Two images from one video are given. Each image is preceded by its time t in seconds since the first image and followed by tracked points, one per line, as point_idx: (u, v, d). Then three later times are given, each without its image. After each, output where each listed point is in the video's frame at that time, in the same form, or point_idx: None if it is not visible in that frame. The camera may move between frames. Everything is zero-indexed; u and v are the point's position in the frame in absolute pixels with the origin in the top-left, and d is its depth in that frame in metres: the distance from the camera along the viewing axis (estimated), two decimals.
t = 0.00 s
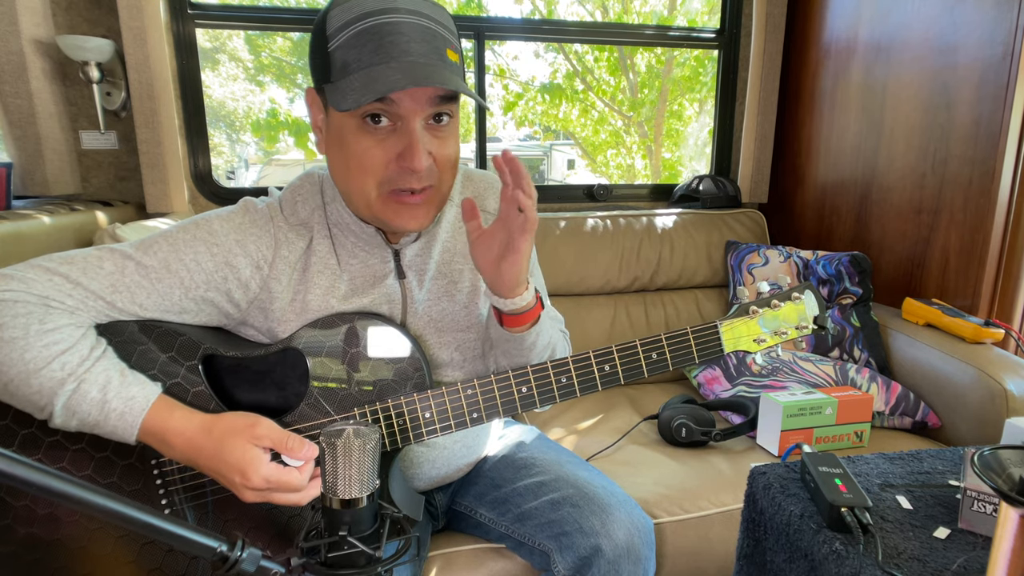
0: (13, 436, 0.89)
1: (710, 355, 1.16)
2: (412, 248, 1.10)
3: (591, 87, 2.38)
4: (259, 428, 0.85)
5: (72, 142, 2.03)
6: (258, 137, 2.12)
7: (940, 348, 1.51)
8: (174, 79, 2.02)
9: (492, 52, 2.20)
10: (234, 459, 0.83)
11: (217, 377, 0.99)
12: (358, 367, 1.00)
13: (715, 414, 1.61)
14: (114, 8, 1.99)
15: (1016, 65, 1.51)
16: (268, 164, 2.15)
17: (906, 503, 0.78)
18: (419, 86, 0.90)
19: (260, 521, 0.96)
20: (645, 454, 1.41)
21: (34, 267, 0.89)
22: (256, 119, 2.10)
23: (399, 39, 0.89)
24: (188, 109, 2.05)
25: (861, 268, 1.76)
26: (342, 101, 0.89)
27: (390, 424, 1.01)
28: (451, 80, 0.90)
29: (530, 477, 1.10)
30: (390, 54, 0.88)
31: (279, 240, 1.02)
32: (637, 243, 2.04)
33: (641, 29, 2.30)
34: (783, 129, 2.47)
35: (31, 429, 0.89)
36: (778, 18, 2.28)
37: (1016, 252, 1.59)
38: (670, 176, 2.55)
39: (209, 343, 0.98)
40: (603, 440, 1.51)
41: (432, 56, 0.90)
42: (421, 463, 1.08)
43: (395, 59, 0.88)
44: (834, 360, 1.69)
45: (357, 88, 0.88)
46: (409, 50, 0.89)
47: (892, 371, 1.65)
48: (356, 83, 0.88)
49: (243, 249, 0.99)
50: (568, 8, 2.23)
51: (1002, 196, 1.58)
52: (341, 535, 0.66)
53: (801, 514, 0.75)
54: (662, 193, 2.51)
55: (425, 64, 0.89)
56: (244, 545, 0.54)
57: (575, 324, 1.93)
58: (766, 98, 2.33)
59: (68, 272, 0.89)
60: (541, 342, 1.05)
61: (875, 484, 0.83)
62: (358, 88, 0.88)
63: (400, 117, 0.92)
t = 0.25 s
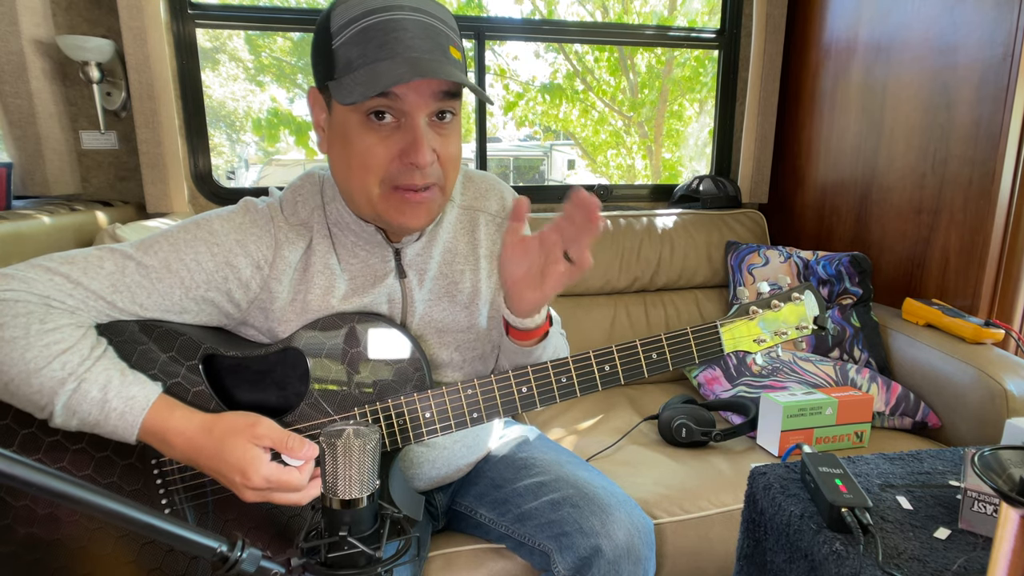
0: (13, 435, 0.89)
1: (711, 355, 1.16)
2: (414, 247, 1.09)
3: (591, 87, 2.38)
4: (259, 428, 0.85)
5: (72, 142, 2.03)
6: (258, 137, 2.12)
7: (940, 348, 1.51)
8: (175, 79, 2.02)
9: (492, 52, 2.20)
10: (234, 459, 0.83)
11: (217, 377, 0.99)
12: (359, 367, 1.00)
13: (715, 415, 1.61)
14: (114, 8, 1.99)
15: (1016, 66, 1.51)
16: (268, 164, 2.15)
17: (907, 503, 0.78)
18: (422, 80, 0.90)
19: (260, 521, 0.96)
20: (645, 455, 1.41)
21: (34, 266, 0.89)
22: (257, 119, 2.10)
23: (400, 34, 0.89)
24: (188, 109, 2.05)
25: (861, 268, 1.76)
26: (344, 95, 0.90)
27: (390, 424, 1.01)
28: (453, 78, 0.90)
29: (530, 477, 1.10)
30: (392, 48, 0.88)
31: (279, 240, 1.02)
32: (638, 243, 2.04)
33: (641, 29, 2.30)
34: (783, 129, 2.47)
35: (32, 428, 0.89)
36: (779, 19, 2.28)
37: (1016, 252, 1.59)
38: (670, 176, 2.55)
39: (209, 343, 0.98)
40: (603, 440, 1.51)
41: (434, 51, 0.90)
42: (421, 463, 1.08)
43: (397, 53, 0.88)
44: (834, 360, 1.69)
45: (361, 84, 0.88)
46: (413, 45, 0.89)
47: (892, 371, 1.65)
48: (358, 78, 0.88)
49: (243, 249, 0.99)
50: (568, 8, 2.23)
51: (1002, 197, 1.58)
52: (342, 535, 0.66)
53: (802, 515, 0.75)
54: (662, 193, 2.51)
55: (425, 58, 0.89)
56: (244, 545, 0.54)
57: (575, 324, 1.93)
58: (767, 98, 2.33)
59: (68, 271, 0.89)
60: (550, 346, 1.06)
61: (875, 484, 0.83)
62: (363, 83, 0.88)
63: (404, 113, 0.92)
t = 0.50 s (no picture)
0: (13, 436, 0.89)
1: (710, 355, 1.16)
2: (414, 248, 1.09)
3: (591, 87, 2.38)
4: (259, 428, 0.85)
5: (72, 142, 2.03)
6: (258, 137, 2.12)
7: (940, 348, 1.51)
8: (174, 79, 2.02)
9: (492, 52, 2.20)
10: (234, 459, 0.83)
11: (217, 377, 0.99)
12: (358, 367, 1.00)
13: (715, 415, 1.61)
14: (114, 8, 1.99)
15: (1016, 66, 1.51)
16: (268, 164, 2.15)
17: (906, 503, 0.78)
18: (428, 81, 0.90)
19: (260, 521, 0.96)
20: (644, 455, 1.41)
21: (34, 267, 0.89)
22: (256, 119, 2.10)
23: (406, 36, 0.90)
24: (188, 109, 2.05)
25: (861, 268, 1.76)
26: (348, 94, 0.89)
27: (389, 424, 1.01)
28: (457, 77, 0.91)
29: (530, 477, 1.10)
30: (399, 50, 0.88)
31: (277, 240, 1.02)
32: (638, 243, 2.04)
33: (641, 29, 2.30)
34: (783, 129, 2.47)
35: (31, 429, 0.89)
36: (779, 18, 2.28)
37: (1016, 252, 1.59)
38: (670, 176, 2.55)
39: (209, 343, 0.98)
40: (602, 440, 1.51)
41: (438, 51, 0.91)
42: (421, 463, 1.08)
43: (403, 55, 0.88)
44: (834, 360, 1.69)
45: (367, 84, 0.88)
46: (416, 46, 0.89)
47: (892, 371, 1.65)
48: (364, 79, 0.89)
49: (242, 249, 0.99)
50: (568, 8, 2.23)
51: (1003, 197, 1.58)
52: (342, 535, 0.66)
53: (801, 515, 0.75)
54: (662, 193, 2.51)
55: (427, 58, 0.89)
56: (244, 545, 0.54)
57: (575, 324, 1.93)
58: (766, 98, 2.33)
59: (68, 272, 0.89)
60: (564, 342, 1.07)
61: (875, 484, 0.83)
62: (368, 84, 0.88)
63: (409, 113, 0.92)
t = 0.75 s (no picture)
0: (12, 436, 0.89)
1: (710, 354, 1.16)
2: (415, 247, 1.10)
3: (591, 87, 2.38)
4: (260, 427, 0.85)
5: (72, 142, 2.03)
6: (257, 137, 2.12)
7: (940, 348, 1.51)
8: (174, 79, 2.02)
9: (492, 52, 2.20)
10: (234, 459, 0.83)
11: (217, 377, 0.99)
12: (359, 367, 1.00)
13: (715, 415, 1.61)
14: (114, 8, 1.99)
15: (1016, 66, 1.51)
16: (268, 164, 2.15)
17: (907, 503, 0.78)
18: (439, 88, 0.91)
19: (260, 521, 0.96)
20: (644, 454, 1.41)
21: (34, 267, 0.89)
22: (256, 119, 2.10)
23: (418, 41, 0.90)
24: (188, 109, 2.05)
25: (861, 268, 1.76)
26: (360, 96, 0.90)
27: (389, 424, 1.01)
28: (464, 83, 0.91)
29: (530, 477, 1.11)
30: (411, 55, 0.89)
31: (277, 240, 1.02)
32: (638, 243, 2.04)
33: (641, 29, 2.30)
34: (783, 128, 2.47)
35: (31, 429, 0.89)
36: (778, 18, 2.28)
37: (1016, 252, 1.59)
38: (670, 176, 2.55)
39: (209, 343, 0.98)
40: (602, 440, 1.51)
41: (448, 57, 0.92)
42: (421, 463, 1.08)
43: (415, 61, 0.89)
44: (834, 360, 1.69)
45: (382, 86, 0.88)
46: (424, 52, 0.90)
47: (892, 371, 1.65)
48: (375, 82, 0.89)
49: (242, 249, 0.99)
50: (568, 8, 2.23)
51: (1002, 196, 1.58)
52: (342, 535, 0.66)
53: (801, 515, 0.75)
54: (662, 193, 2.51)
55: (433, 64, 0.90)
56: (244, 545, 0.54)
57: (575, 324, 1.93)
58: (766, 98, 2.33)
59: (67, 272, 0.89)
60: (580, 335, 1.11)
61: (875, 484, 0.83)
62: (381, 86, 0.88)
63: (417, 116, 0.92)
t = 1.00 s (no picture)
0: (15, 433, 0.89)
1: (712, 357, 1.16)
2: (421, 250, 1.09)
3: (591, 87, 2.38)
4: (265, 425, 0.86)
5: (72, 142, 2.03)
6: (258, 137, 2.12)
7: (941, 348, 1.51)
8: (174, 79, 2.02)
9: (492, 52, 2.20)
10: (237, 457, 0.83)
11: (219, 376, 0.99)
12: (362, 367, 1.01)
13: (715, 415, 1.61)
14: (114, 8, 1.99)
15: (1016, 67, 1.51)
16: (267, 164, 2.15)
17: (907, 503, 0.78)
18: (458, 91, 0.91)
19: (260, 520, 0.96)
20: (644, 454, 1.41)
21: (38, 263, 0.88)
22: (256, 119, 2.10)
23: (435, 46, 0.90)
24: (188, 109, 2.05)
25: (861, 268, 1.76)
26: (377, 97, 0.89)
27: (391, 425, 1.01)
28: (481, 87, 0.91)
29: (530, 477, 1.11)
30: (428, 58, 0.89)
31: (281, 239, 1.02)
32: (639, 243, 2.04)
33: (641, 29, 2.30)
34: (783, 129, 2.47)
35: (34, 426, 0.89)
36: (779, 18, 2.28)
37: (1016, 252, 1.59)
38: (670, 176, 2.55)
39: (211, 342, 0.98)
40: (603, 440, 1.51)
41: (467, 61, 0.92)
42: (421, 463, 1.08)
43: (434, 64, 0.89)
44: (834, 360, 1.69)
45: (400, 88, 0.88)
46: (440, 57, 0.90)
47: (892, 371, 1.65)
48: (393, 84, 0.89)
49: (246, 247, 0.99)
50: (568, 8, 2.23)
51: (1003, 197, 1.58)
52: (342, 535, 0.66)
53: (801, 515, 0.75)
54: (662, 193, 2.51)
55: (451, 67, 0.89)
56: (244, 546, 0.54)
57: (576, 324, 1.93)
58: (766, 98, 2.33)
59: (72, 269, 0.88)
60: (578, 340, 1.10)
61: (875, 484, 0.83)
62: (398, 89, 0.88)
63: (435, 120, 0.92)
